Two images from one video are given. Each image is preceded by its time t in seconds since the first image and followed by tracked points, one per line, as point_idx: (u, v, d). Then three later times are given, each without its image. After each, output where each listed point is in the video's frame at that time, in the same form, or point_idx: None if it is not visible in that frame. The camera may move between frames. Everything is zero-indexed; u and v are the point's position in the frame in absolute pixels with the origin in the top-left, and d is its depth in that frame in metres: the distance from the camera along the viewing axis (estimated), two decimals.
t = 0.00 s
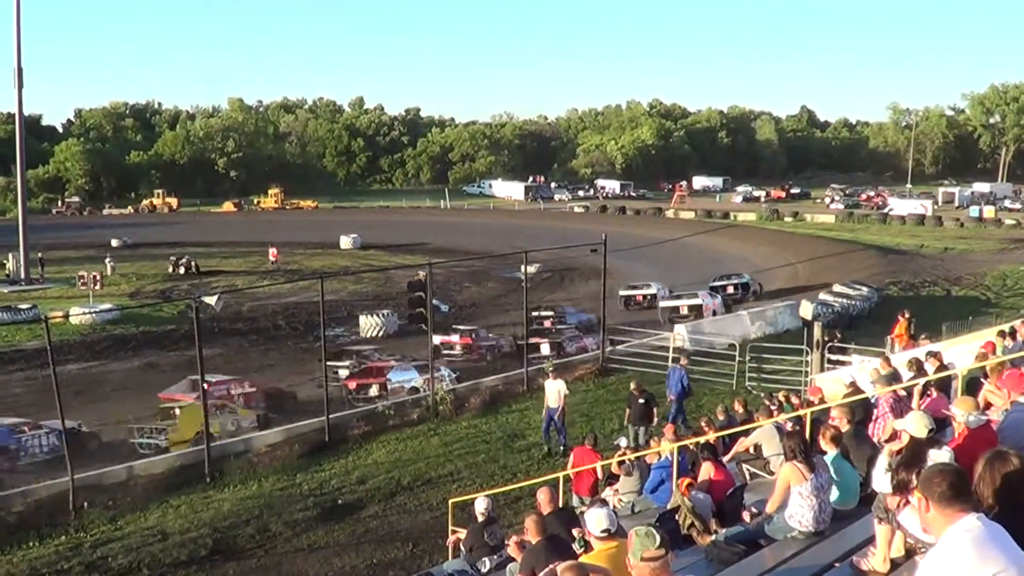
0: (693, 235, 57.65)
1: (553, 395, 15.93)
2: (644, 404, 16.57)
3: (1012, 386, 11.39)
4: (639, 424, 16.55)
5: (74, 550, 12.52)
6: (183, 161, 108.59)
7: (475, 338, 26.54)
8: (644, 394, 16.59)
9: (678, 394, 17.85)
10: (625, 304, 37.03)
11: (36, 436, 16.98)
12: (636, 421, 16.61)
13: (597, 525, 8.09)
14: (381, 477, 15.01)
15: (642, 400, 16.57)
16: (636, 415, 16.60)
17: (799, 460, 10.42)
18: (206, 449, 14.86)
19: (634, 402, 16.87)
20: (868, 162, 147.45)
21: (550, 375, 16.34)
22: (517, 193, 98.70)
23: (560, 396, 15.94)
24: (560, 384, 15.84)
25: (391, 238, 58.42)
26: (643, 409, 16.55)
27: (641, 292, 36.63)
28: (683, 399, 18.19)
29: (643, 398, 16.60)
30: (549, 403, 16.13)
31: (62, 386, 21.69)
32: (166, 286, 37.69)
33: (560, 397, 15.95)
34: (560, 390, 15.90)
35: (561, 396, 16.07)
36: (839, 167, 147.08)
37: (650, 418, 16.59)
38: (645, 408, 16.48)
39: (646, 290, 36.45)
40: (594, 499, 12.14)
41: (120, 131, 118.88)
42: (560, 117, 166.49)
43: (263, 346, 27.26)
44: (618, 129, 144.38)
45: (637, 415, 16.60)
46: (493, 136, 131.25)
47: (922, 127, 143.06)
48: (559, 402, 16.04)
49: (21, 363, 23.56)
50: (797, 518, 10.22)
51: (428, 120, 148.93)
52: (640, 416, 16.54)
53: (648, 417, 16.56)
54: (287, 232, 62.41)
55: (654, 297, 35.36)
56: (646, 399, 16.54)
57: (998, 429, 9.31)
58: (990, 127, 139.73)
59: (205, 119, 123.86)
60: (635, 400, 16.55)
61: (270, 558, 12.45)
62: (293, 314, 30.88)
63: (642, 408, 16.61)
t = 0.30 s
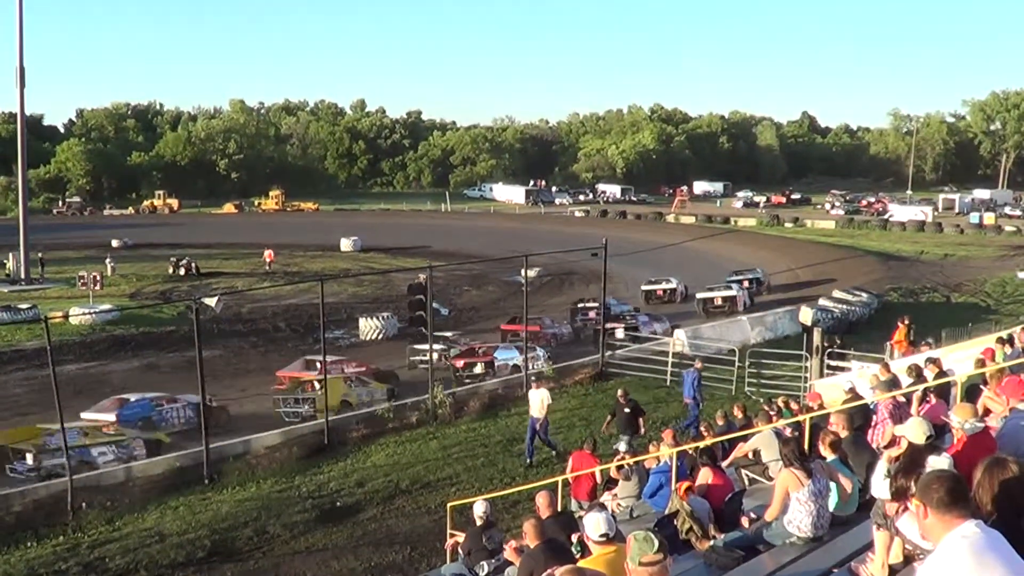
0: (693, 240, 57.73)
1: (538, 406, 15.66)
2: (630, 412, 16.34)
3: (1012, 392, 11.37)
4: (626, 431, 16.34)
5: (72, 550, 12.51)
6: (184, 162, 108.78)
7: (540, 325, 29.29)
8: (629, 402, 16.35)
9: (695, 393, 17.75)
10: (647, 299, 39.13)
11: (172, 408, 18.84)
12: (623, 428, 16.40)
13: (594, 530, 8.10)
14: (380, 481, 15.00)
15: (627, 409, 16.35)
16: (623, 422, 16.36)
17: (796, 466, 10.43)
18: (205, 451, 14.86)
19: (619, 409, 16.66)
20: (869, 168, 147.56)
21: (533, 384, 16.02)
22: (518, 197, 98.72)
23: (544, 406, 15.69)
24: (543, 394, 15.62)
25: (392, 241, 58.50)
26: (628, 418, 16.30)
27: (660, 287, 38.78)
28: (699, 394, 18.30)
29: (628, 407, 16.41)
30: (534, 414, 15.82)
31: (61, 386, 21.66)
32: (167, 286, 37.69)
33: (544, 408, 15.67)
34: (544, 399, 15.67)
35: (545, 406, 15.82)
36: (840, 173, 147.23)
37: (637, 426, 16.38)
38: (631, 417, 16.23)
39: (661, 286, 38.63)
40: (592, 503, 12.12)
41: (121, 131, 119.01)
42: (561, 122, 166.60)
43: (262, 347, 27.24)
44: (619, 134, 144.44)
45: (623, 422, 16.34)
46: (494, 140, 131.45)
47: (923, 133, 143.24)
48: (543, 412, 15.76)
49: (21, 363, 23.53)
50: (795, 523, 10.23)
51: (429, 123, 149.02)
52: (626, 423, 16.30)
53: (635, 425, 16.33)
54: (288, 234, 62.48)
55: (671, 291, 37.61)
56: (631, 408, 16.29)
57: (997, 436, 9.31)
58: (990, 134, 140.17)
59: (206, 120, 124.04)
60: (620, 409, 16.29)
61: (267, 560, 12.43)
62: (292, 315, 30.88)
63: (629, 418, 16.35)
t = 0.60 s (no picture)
0: (701, 245, 57.74)
1: (531, 411, 15.60)
2: (622, 420, 15.95)
3: (1019, 404, 11.36)
4: (618, 439, 16.09)
5: (79, 549, 12.54)
6: (194, 162, 108.86)
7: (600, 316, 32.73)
8: (622, 410, 16.04)
9: (714, 398, 17.58)
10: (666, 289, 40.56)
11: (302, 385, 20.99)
12: (615, 437, 16.17)
13: (602, 535, 8.11)
14: (387, 483, 15.03)
15: (620, 416, 16.02)
16: (615, 429, 16.04)
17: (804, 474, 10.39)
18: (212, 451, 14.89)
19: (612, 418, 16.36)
20: (879, 176, 147.30)
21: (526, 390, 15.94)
22: (528, 201, 98.68)
23: (538, 411, 15.60)
24: (536, 398, 15.60)
25: (401, 244, 58.58)
26: (620, 425, 15.93)
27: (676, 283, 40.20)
28: (722, 401, 18.15)
29: (621, 415, 16.06)
30: (528, 419, 15.70)
31: (69, 386, 21.67)
32: (176, 286, 37.76)
33: (539, 414, 15.58)
34: (537, 404, 15.65)
35: (540, 412, 15.71)
36: (851, 181, 146.92)
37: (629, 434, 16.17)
38: (622, 423, 15.87)
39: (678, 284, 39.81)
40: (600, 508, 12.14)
41: (132, 130, 119.17)
42: (571, 126, 166.51)
43: (270, 348, 27.26)
44: (630, 139, 144.37)
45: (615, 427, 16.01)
46: (504, 144, 131.53)
47: (934, 142, 143.08)
48: (538, 417, 15.63)
49: (29, 362, 23.55)
50: (803, 531, 10.25)
51: (438, 126, 149.09)
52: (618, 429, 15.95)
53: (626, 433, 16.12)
54: (297, 236, 62.57)
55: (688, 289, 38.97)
56: (623, 415, 15.96)
57: (1004, 447, 9.31)
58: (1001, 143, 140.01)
59: (217, 120, 124.19)
60: (612, 416, 15.96)
61: (274, 562, 12.46)
62: (301, 317, 30.88)
63: (621, 425, 16.01)
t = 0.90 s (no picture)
0: (714, 242, 57.68)
1: (533, 413, 15.35)
2: (620, 423, 15.63)
3: None
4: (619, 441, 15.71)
5: (94, 545, 12.55)
6: (209, 159, 109.04)
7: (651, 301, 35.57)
8: (620, 412, 15.79)
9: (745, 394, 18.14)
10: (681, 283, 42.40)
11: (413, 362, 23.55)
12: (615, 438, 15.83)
13: (618, 530, 8.22)
14: (401, 479, 15.03)
15: (619, 418, 15.73)
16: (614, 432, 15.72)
17: (821, 469, 10.34)
18: (227, 447, 14.90)
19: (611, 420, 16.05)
20: (894, 173, 147.10)
21: (529, 391, 15.73)
22: (543, 198, 98.53)
23: (539, 413, 15.35)
24: (538, 401, 15.38)
25: (415, 241, 58.65)
26: (620, 427, 15.60)
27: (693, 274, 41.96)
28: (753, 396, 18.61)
29: (620, 417, 15.79)
30: (529, 420, 15.43)
31: (84, 382, 21.67)
32: (190, 283, 37.77)
33: (540, 416, 15.33)
34: (539, 407, 15.41)
35: (542, 415, 15.46)
36: (866, 177, 146.64)
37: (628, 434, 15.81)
38: (623, 426, 15.57)
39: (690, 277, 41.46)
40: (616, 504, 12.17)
41: (146, 128, 119.44)
42: (586, 123, 166.31)
43: (284, 345, 27.22)
44: (644, 136, 144.07)
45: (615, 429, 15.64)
46: (519, 140, 131.38)
47: (949, 138, 142.74)
48: (539, 419, 15.34)
49: (44, 359, 23.57)
50: (819, 527, 10.16)
51: (453, 123, 148.90)
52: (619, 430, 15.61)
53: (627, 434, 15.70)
54: (311, 233, 62.64)
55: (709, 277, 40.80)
56: (622, 418, 15.67)
57: (1017, 442, 9.35)
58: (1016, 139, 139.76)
59: (231, 118, 124.40)
60: (612, 418, 15.61)
61: (288, 558, 12.46)
62: (316, 314, 30.88)
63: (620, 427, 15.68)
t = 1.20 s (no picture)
0: (720, 241, 57.66)
1: (526, 418, 14.77)
2: (613, 421, 15.35)
3: None
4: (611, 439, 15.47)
5: (103, 548, 12.53)
6: (216, 161, 109.23)
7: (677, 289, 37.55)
8: (613, 411, 15.42)
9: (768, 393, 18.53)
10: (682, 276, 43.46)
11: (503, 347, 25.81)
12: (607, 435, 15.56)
13: (626, 528, 8.27)
14: (411, 480, 15.02)
15: (611, 417, 15.40)
16: (608, 430, 15.45)
17: (830, 466, 10.33)
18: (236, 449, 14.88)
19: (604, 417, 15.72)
20: (901, 170, 147.09)
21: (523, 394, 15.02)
22: (551, 197, 98.54)
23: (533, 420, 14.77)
24: (530, 405, 14.67)
25: (423, 241, 58.67)
26: (613, 427, 15.34)
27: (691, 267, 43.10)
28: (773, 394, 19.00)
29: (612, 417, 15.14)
30: (523, 425, 14.93)
31: (93, 384, 21.65)
32: (198, 285, 37.78)
33: (533, 420, 14.79)
34: (532, 412, 14.78)
35: (535, 418, 14.91)
36: (873, 174, 146.67)
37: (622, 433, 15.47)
38: (617, 424, 15.28)
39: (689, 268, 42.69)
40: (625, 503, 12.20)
41: (153, 130, 119.64)
42: (593, 123, 166.42)
43: (293, 346, 27.23)
44: (651, 135, 144.15)
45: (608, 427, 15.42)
46: (526, 140, 131.46)
47: (955, 135, 142.77)
48: (532, 424, 14.89)
49: (53, 362, 23.54)
50: (828, 524, 10.14)
51: (459, 123, 149.05)
52: (612, 429, 15.35)
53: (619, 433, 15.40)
54: (319, 234, 62.65)
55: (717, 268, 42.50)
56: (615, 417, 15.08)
57: None
58: None
59: (238, 120, 124.48)
60: (605, 418, 15.35)
61: (298, 559, 12.45)
62: (323, 315, 30.87)
63: (613, 426, 15.42)
